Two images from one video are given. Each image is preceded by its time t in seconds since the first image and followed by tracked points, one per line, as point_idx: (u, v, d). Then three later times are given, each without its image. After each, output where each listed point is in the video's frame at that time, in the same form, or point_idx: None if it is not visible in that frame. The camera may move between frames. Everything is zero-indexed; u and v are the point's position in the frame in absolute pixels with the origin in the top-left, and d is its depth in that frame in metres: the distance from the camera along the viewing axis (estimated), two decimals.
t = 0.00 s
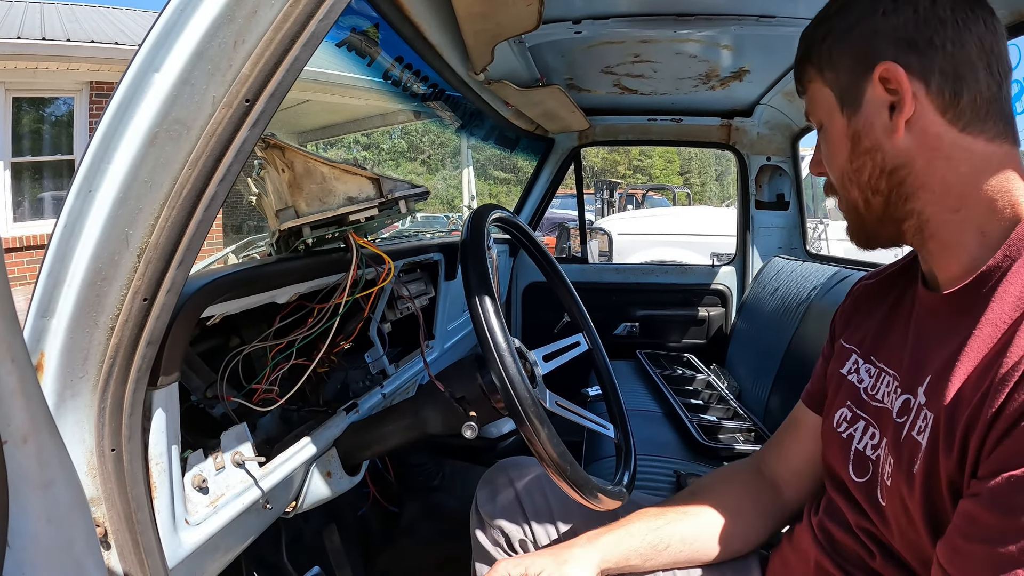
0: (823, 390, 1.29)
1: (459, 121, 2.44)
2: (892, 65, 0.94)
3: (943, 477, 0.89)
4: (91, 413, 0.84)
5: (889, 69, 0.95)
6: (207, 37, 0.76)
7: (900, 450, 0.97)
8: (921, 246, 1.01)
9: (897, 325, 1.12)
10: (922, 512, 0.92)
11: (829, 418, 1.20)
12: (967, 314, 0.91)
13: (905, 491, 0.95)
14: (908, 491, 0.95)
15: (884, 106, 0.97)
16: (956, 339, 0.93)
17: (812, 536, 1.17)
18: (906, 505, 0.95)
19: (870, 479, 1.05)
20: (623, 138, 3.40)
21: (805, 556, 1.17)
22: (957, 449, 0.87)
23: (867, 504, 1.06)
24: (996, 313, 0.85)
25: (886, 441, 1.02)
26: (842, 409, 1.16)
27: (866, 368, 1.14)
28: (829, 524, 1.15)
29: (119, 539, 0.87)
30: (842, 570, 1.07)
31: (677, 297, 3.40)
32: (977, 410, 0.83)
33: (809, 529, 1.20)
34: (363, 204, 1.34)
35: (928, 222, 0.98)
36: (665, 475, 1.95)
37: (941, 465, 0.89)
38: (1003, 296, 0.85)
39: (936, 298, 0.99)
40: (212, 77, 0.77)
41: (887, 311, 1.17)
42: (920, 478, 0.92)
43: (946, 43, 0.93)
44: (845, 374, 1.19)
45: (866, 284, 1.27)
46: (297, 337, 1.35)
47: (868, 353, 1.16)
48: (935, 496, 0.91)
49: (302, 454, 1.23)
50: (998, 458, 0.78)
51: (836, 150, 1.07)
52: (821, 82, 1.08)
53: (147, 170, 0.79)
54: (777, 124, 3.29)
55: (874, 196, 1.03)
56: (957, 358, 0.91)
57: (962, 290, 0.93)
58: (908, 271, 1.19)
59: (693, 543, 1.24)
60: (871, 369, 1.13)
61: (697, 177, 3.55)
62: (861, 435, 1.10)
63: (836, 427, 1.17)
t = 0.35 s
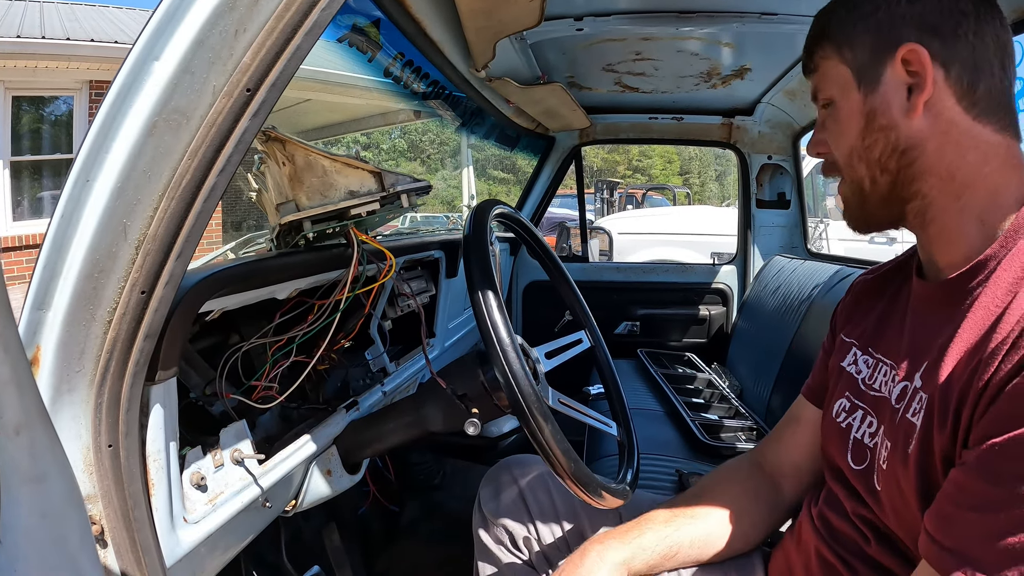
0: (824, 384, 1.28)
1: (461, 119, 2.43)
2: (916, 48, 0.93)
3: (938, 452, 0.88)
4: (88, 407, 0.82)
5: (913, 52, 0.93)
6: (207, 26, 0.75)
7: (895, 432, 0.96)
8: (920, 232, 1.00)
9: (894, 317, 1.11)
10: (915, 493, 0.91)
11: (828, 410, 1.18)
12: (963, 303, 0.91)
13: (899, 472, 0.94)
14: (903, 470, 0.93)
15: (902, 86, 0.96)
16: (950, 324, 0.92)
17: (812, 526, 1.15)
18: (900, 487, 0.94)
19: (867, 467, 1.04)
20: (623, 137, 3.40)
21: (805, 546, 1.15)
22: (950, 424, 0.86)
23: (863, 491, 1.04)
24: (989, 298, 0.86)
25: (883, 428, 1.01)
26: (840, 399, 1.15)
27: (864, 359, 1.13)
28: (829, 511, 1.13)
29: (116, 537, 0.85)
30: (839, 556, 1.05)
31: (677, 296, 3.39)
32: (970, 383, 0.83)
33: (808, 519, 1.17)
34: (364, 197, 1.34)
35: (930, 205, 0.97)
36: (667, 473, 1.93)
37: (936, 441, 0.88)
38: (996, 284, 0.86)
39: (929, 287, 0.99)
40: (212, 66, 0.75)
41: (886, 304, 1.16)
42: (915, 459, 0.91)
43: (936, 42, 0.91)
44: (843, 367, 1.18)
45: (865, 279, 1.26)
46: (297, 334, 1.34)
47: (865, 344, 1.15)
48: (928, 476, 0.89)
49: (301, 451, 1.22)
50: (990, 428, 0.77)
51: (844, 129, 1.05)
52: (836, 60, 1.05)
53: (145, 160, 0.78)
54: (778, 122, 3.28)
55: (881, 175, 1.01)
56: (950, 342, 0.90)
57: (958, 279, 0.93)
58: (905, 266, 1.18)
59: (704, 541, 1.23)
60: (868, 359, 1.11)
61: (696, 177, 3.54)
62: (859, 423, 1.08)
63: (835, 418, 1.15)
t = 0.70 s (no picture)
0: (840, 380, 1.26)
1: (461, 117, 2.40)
2: (1009, 25, 0.87)
3: (955, 446, 0.85)
4: (87, 403, 0.81)
5: (1004, 28, 0.87)
6: (212, 12, 0.73)
7: (909, 423, 0.94)
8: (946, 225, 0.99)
9: (904, 307, 1.10)
10: (930, 487, 0.88)
11: (841, 402, 1.17)
12: (983, 295, 0.90)
13: (914, 463, 0.91)
14: (918, 463, 0.90)
15: (979, 61, 0.90)
16: (970, 318, 0.90)
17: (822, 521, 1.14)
18: (913, 481, 0.92)
19: (874, 458, 1.02)
20: (625, 134, 3.38)
21: (817, 541, 1.14)
22: (975, 419, 0.82)
23: (870, 480, 1.03)
24: (1011, 290, 0.85)
25: (892, 418, 0.99)
26: (854, 392, 1.12)
27: (876, 352, 1.11)
28: (836, 506, 1.12)
29: (116, 535, 0.84)
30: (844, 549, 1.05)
31: (679, 294, 3.37)
32: (991, 390, 0.80)
33: (818, 513, 1.17)
34: (369, 191, 1.31)
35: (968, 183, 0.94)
36: (671, 472, 1.92)
37: (954, 436, 0.85)
38: (1018, 276, 0.85)
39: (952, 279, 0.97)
40: (216, 53, 0.74)
41: (897, 294, 1.15)
42: (931, 450, 0.88)
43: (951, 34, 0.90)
44: (856, 360, 1.16)
45: (875, 272, 1.25)
46: (299, 331, 1.32)
47: (878, 337, 1.13)
48: (944, 470, 0.86)
49: (304, 449, 1.19)
50: (1019, 432, 0.72)
51: (904, 79, 0.98)
52: (915, 7, 0.98)
53: (148, 149, 0.76)
54: (781, 120, 3.26)
55: (929, 140, 0.96)
56: (973, 331, 0.88)
57: (978, 268, 0.92)
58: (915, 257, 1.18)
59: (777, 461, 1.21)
60: (880, 352, 1.10)
61: (695, 177, 3.51)
62: (869, 415, 1.06)
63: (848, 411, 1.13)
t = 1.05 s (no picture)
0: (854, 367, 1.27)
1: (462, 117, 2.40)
2: None
3: (981, 450, 0.84)
4: (95, 403, 0.82)
5: None
6: (220, 14, 0.73)
7: (931, 418, 0.94)
8: (985, 223, 0.98)
9: (926, 300, 1.09)
10: (950, 486, 0.89)
11: (857, 390, 1.17)
12: (1016, 296, 0.89)
13: (934, 459, 0.91)
14: (937, 456, 0.90)
15: None
16: (1003, 317, 0.89)
17: (826, 514, 1.15)
18: (931, 478, 0.92)
19: (889, 449, 1.02)
20: (627, 133, 3.38)
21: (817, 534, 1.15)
22: (1003, 425, 0.81)
23: (884, 473, 1.03)
24: None
25: (912, 409, 0.99)
26: (872, 382, 1.12)
27: (895, 342, 1.11)
28: (844, 500, 1.12)
29: (122, 534, 0.85)
30: (852, 544, 1.05)
31: (680, 293, 3.37)
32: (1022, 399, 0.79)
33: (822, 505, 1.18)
34: (374, 191, 1.32)
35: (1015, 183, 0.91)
36: (671, 471, 1.92)
37: (981, 437, 0.84)
38: None
39: (983, 276, 0.96)
40: (224, 56, 0.74)
41: (919, 285, 1.14)
42: (954, 448, 0.88)
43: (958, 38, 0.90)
44: (873, 349, 1.17)
45: (895, 265, 1.26)
46: (303, 330, 1.32)
47: (896, 327, 1.13)
48: (967, 471, 0.87)
49: (307, 449, 1.19)
50: None
51: (975, 71, 0.91)
52: None
53: (156, 150, 0.76)
54: (782, 120, 3.25)
55: (992, 139, 0.90)
56: (1007, 333, 0.87)
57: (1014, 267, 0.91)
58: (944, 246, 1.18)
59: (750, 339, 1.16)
60: (898, 342, 1.10)
61: (696, 176, 3.54)
62: (886, 405, 1.06)
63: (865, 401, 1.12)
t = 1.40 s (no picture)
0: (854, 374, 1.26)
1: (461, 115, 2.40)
2: None
3: (977, 464, 0.84)
4: (90, 398, 0.81)
5: None
6: (216, 7, 0.73)
7: (927, 432, 0.94)
8: (980, 237, 0.98)
9: (922, 302, 1.09)
10: (950, 493, 0.88)
11: (853, 398, 1.18)
12: (1013, 306, 0.88)
13: (931, 473, 0.90)
14: (935, 472, 0.90)
15: None
16: (997, 330, 0.89)
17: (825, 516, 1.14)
18: (928, 485, 0.91)
19: (885, 458, 1.02)
20: (627, 131, 3.37)
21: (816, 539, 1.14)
22: (1003, 443, 0.80)
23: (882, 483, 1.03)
24: None
25: (907, 421, 0.99)
26: (867, 390, 1.13)
27: (891, 348, 1.12)
28: (841, 502, 1.12)
29: (118, 530, 0.84)
30: (853, 547, 1.04)
31: (680, 291, 3.36)
32: None
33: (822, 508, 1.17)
34: (371, 186, 1.29)
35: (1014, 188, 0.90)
36: (671, 469, 1.91)
37: (978, 455, 0.83)
38: None
39: (980, 281, 0.97)
40: (220, 49, 0.74)
41: (915, 287, 1.14)
42: (950, 465, 0.88)
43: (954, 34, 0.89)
44: (869, 354, 1.18)
45: (891, 267, 1.26)
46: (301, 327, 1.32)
47: (891, 332, 1.13)
48: (965, 477, 0.86)
49: (306, 445, 1.19)
50: None
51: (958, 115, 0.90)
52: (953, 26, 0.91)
53: (151, 144, 0.76)
54: (782, 117, 3.24)
55: (987, 173, 0.90)
56: (1006, 346, 0.86)
57: (1008, 280, 0.91)
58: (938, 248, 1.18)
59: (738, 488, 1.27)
60: (894, 349, 1.10)
61: (696, 175, 3.54)
62: (881, 414, 1.07)
63: (862, 408, 1.14)
